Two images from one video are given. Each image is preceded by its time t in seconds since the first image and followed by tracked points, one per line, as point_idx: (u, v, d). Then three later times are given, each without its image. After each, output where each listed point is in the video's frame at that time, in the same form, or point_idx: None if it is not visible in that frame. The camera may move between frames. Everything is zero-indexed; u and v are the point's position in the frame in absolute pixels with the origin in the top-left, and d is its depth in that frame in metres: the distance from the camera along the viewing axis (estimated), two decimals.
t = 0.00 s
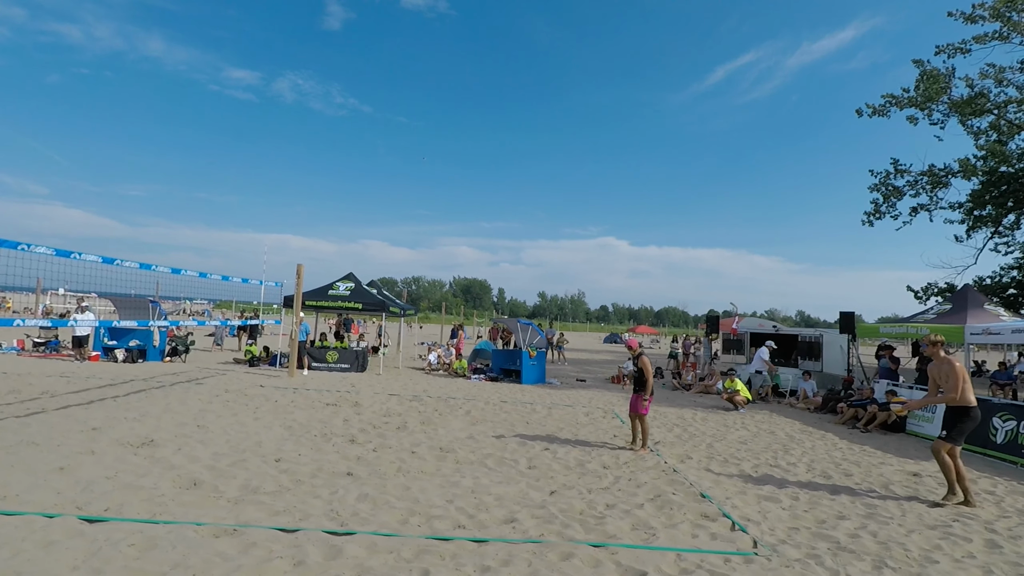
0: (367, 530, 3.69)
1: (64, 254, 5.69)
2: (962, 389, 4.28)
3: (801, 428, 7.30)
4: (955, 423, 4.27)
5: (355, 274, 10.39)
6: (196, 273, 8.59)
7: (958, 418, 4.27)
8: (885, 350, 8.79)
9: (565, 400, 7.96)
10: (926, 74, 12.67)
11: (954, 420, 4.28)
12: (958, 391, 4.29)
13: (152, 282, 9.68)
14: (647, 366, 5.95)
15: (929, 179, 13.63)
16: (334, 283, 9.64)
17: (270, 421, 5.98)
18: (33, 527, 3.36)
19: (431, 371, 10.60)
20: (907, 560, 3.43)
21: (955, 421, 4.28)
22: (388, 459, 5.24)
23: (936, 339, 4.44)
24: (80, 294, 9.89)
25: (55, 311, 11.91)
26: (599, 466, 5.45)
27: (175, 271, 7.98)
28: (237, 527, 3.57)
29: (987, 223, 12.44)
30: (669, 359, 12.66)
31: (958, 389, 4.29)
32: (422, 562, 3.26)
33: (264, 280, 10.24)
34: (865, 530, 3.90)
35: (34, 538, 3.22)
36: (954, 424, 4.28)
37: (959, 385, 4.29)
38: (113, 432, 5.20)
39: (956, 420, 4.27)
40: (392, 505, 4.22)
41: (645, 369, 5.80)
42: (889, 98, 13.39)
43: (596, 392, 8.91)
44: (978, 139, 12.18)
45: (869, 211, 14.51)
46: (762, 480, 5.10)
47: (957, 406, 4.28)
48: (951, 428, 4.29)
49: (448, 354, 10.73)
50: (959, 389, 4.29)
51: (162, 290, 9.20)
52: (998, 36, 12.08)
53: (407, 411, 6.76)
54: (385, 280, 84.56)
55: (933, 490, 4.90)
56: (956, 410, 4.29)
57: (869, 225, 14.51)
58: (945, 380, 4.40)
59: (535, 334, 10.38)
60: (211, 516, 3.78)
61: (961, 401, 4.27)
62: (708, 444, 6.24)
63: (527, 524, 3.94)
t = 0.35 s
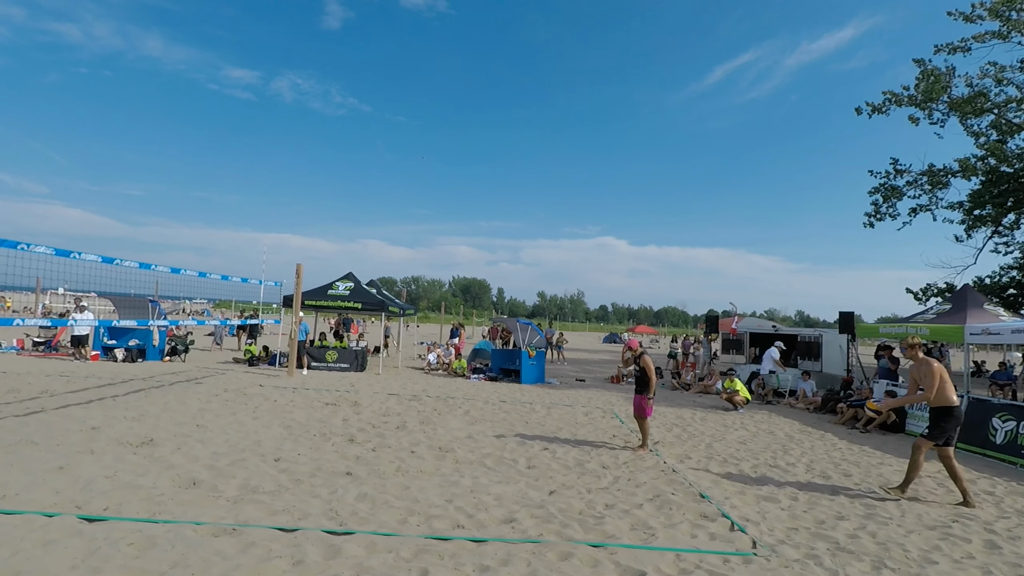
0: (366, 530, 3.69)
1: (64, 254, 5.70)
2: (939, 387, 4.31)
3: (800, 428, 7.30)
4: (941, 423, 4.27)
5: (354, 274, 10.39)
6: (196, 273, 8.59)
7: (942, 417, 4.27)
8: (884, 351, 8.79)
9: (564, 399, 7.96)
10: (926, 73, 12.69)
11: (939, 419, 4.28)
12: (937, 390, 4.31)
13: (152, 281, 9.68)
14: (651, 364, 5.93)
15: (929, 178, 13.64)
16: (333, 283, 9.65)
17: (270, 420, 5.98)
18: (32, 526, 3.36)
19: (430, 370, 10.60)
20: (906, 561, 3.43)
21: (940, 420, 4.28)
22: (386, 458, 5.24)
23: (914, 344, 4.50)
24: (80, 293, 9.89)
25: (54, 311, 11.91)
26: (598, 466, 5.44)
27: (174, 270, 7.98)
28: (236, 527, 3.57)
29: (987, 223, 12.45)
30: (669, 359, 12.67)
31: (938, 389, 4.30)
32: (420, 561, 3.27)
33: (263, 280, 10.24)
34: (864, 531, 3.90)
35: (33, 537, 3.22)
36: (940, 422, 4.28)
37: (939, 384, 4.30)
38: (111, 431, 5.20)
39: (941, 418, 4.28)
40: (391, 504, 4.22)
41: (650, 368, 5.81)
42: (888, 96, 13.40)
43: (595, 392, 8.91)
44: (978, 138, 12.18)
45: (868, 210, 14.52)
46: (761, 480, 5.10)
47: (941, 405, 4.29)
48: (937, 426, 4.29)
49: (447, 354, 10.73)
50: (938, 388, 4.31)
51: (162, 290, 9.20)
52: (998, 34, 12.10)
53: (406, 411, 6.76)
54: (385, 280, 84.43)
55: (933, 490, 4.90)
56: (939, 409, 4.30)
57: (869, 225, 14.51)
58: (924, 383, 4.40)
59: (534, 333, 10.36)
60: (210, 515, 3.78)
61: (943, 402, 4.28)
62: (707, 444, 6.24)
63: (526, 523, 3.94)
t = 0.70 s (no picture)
0: (378, 532, 3.71)
1: (87, 257, 5.84)
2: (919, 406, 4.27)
3: (817, 436, 7.20)
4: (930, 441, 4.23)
5: (368, 277, 10.47)
6: (213, 276, 8.73)
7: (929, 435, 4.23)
8: (904, 356, 8.62)
9: (576, 404, 7.94)
10: (947, 72, 12.49)
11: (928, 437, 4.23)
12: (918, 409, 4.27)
13: (170, 284, 9.84)
14: (663, 369, 5.91)
15: (949, 180, 13.40)
16: (348, 286, 9.73)
17: (284, 422, 6.05)
18: (52, 523, 3.43)
19: (443, 373, 10.63)
20: (925, 572, 3.37)
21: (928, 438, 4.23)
22: (399, 461, 5.26)
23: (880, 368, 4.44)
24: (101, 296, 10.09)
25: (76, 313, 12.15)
26: (611, 471, 5.42)
27: (192, 273, 8.12)
28: (250, 527, 3.61)
29: (1010, 225, 12.19)
30: (682, 364, 12.58)
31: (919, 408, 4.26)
32: (432, 564, 3.28)
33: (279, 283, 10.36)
34: (883, 541, 3.84)
35: (53, 533, 3.29)
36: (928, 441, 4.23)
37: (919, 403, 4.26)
38: (130, 431, 5.29)
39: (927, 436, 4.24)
40: (403, 507, 4.24)
41: (663, 372, 5.78)
42: (907, 95, 13.21)
43: (608, 397, 8.87)
44: (1000, 138, 11.95)
45: (887, 213, 14.30)
46: (777, 488, 5.04)
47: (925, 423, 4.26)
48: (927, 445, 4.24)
49: (460, 357, 10.76)
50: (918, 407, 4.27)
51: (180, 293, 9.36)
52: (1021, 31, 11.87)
53: (419, 414, 6.79)
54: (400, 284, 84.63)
55: (954, 500, 4.80)
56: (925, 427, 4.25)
57: (888, 227, 14.28)
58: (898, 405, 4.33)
59: (547, 337, 10.34)
60: (225, 515, 3.83)
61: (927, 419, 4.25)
62: (721, 450, 6.18)
63: (538, 528, 3.94)
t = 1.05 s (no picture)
0: (411, 530, 3.75)
1: (134, 260, 6.09)
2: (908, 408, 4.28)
3: (860, 440, 6.96)
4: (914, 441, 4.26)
5: (401, 279, 10.60)
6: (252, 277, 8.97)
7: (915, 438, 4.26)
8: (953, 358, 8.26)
9: (609, 405, 7.87)
10: (998, 59, 11.91)
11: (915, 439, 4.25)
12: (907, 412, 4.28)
13: (212, 286, 10.16)
14: (699, 370, 5.80)
15: (1002, 173, 12.77)
16: (381, 287, 9.87)
17: (320, 421, 6.17)
18: (103, 515, 3.58)
19: (476, 374, 10.68)
20: None
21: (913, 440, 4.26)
22: (432, 461, 5.31)
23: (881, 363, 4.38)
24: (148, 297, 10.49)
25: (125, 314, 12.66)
26: (644, 473, 5.35)
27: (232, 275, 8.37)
28: (288, 522, 3.70)
29: None
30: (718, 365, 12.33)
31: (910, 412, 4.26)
32: (465, 563, 3.29)
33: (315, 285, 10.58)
34: (931, 551, 3.68)
35: (104, 525, 3.43)
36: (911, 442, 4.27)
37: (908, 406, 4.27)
38: (175, 428, 5.48)
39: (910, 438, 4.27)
40: (436, 506, 4.27)
41: (700, 374, 5.69)
42: (955, 86, 12.66)
43: (641, 398, 8.76)
44: None
45: (934, 208, 13.71)
46: (818, 494, 4.89)
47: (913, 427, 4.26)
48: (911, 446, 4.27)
49: (492, 358, 10.79)
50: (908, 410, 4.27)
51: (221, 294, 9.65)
52: None
53: (452, 414, 6.83)
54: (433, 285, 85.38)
55: (1010, 510, 4.57)
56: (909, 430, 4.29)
57: (934, 223, 13.70)
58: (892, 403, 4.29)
59: (579, 338, 10.27)
60: (264, 511, 3.93)
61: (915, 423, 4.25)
62: (759, 454, 6.03)
63: (570, 530, 3.92)
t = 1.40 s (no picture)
0: (456, 531, 3.78)
1: (194, 266, 6.39)
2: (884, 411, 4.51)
3: (926, 449, 6.58)
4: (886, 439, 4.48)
5: (446, 282, 10.73)
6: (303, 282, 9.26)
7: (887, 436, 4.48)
8: None
9: (655, 410, 7.73)
10: None
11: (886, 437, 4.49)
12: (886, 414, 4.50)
13: (266, 290, 10.55)
14: (746, 374, 5.65)
15: None
16: (427, 290, 10.02)
17: (368, 421, 6.31)
18: (166, 508, 3.76)
19: (520, 377, 10.70)
20: None
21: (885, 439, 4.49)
22: (477, 463, 5.34)
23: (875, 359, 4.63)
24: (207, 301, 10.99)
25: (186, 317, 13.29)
26: (692, 480, 5.22)
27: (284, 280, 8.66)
28: (337, 520, 3.79)
29: None
30: (770, 370, 11.94)
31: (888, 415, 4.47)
32: (509, 566, 3.29)
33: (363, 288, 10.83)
34: (1005, 569, 3.44)
35: (167, 517, 3.60)
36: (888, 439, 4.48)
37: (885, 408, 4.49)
38: (231, 426, 5.71)
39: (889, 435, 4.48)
40: (481, 508, 4.29)
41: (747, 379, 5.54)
42: None
43: (689, 403, 8.56)
44: None
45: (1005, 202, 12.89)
46: (879, 505, 4.65)
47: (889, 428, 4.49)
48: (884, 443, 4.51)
49: (536, 360, 10.78)
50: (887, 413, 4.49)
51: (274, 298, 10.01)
52: None
53: (496, 417, 6.86)
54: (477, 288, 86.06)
55: None
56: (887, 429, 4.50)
57: (1006, 218, 12.87)
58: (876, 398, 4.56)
59: (625, 341, 10.12)
60: (314, 508, 4.04)
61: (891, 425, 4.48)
62: (814, 462, 5.79)
63: (616, 535, 3.86)
